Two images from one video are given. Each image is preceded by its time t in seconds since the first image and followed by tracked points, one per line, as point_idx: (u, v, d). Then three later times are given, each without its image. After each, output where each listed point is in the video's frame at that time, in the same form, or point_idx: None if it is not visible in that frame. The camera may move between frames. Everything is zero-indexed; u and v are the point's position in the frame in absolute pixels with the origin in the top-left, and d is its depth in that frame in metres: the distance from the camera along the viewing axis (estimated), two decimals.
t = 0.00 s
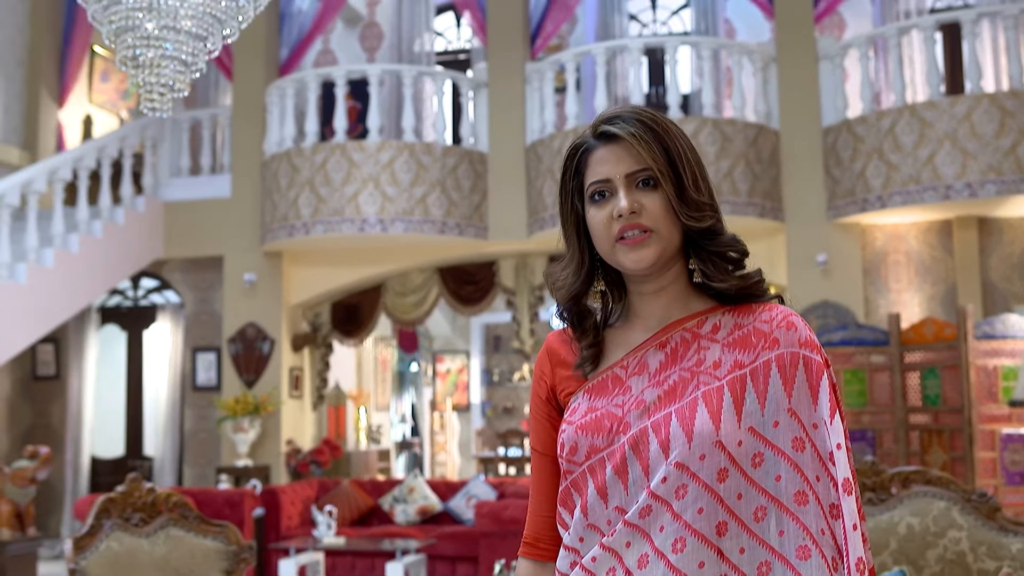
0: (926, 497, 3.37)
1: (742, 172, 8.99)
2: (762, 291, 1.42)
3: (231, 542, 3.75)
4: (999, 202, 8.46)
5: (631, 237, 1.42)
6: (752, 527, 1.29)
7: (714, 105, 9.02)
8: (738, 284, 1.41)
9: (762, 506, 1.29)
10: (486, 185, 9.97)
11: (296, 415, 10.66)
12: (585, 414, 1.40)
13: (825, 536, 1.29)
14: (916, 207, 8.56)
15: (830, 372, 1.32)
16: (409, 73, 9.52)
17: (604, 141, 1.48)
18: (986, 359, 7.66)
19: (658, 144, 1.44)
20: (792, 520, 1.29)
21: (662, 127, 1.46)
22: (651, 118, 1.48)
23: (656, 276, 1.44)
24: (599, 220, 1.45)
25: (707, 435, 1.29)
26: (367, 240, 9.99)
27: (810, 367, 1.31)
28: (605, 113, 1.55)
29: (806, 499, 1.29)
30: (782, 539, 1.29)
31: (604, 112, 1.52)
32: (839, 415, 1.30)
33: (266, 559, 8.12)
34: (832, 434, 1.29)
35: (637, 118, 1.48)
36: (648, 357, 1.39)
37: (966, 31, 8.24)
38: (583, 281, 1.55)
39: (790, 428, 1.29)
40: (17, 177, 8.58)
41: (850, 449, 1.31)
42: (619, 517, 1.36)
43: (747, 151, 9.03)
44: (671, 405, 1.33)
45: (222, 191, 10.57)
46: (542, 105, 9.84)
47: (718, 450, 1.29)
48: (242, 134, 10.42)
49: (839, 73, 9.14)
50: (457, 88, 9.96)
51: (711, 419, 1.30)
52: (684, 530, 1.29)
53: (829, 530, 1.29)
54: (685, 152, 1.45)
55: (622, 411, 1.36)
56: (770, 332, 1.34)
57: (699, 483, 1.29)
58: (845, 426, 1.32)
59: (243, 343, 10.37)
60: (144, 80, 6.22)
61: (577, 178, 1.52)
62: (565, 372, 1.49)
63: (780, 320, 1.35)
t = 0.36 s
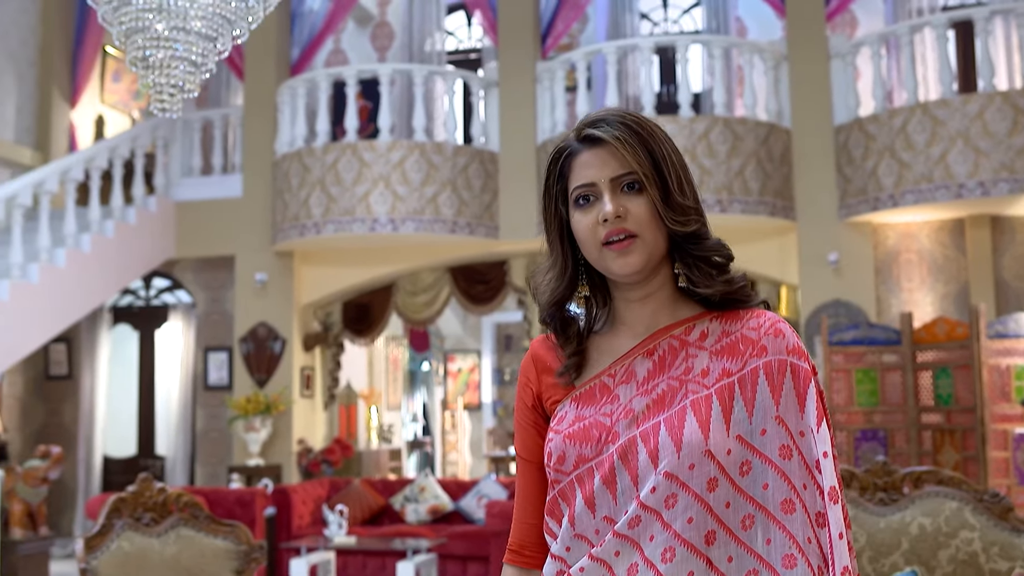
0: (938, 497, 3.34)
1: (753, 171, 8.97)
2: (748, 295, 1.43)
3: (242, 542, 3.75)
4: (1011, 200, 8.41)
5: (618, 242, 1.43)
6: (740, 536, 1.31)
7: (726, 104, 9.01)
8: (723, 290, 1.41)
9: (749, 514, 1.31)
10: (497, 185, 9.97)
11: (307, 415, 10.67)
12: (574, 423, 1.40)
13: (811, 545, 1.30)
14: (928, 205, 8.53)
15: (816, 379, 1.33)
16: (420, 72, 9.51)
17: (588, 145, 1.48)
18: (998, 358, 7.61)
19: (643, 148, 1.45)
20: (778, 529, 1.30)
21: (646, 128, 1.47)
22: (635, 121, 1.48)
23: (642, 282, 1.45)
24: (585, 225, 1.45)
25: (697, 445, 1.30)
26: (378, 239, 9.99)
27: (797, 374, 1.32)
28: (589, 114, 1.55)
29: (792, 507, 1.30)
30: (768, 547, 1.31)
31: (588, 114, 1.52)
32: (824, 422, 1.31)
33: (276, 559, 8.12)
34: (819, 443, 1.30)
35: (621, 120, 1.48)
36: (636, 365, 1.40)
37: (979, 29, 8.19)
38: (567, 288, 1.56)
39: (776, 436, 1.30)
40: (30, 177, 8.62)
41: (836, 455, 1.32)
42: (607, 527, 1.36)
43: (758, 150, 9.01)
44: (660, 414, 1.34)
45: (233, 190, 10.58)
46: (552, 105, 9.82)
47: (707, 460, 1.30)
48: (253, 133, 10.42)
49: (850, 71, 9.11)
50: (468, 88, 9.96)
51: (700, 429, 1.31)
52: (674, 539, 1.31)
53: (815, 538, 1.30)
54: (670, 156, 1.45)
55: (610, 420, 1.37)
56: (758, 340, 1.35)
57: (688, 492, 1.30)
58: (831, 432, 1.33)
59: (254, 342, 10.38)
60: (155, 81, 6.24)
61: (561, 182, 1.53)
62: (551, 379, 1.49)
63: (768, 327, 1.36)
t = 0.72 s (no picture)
0: (944, 497, 3.32)
1: (760, 169, 8.95)
2: (738, 297, 1.42)
3: (246, 541, 3.74)
4: (1019, 199, 8.38)
5: (607, 243, 1.42)
6: (735, 540, 1.30)
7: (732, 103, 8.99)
8: (714, 292, 1.41)
9: (744, 517, 1.30)
10: (503, 183, 9.96)
11: (313, 414, 10.68)
12: (566, 428, 1.39)
13: (806, 547, 1.29)
14: (936, 203, 8.50)
15: (810, 381, 1.33)
16: (426, 71, 9.51)
17: (578, 145, 1.47)
18: (1006, 357, 7.58)
19: (633, 148, 1.44)
20: (773, 532, 1.30)
21: (637, 128, 1.46)
22: (625, 121, 1.47)
23: (631, 283, 1.44)
24: (574, 226, 1.44)
25: (692, 449, 1.29)
26: (384, 238, 9.99)
27: (791, 376, 1.32)
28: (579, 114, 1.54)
29: (787, 510, 1.29)
30: (763, 550, 1.30)
31: (577, 113, 1.51)
32: (818, 424, 1.31)
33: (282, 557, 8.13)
34: (813, 445, 1.30)
35: (610, 121, 1.47)
36: (628, 368, 1.39)
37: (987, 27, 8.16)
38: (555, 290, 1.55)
39: (771, 439, 1.30)
40: (36, 176, 8.63)
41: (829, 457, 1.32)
42: (601, 533, 1.35)
43: (765, 149, 8.99)
44: (654, 418, 1.33)
45: (239, 189, 10.59)
46: (558, 103, 9.80)
47: (703, 464, 1.29)
48: (259, 132, 10.42)
49: (858, 69, 9.07)
50: (474, 86, 9.94)
51: (696, 433, 1.30)
52: (670, 544, 1.30)
53: (809, 541, 1.30)
54: (661, 157, 1.44)
55: (604, 425, 1.35)
56: (751, 342, 1.34)
57: (684, 497, 1.29)
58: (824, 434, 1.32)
59: (261, 341, 10.38)
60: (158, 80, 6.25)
61: (551, 183, 1.52)
62: (540, 384, 1.48)
63: (761, 329, 1.35)
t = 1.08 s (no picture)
0: (946, 496, 3.31)
1: (762, 168, 8.94)
2: (722, 297, 1.41)
3: (246, 540, 3.74)
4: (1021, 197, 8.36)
5: (589, 243, 1.41)
6: (718, 543, 1.29)
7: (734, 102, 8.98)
8: (697, 292, 1.40)
9: (728, 520, 1.29)
10: (505, 182, 9.95)
11: (315, 413, 10.67)
12: (548, 430, 1.37)
13: (790, 550, 1.29)
14: (938, 202, 8.48)
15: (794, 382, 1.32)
16: (428, 70, 9.52)
17: (561, 144, 1.46)
18: (1009, 355, 7.56)
19: (616, 147, 1.42)
20: (757, 535, 1.29)
21: (620, 126, 1.44)
22: (609, 119, 1.45)
23: (615, 282, 1.43)
24: (558, 225, 1.43)
25: (675, 452, 1.28)
26: (385, 237, 9.98)
27: (774, 378, 1.31)
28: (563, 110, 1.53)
29: (771, 513, 1.28)
30: (746, 553, 1.29)
31: (561, 112, 1.50)
32: (802, 426, 1.30)
33: (284, 556, 8.12)
34: (796, 448, 1.29)
35: (594, 119, 1.46)
36: (611, 369, 1.37)
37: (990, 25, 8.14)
38: (539, 291, 1.55)
39: (755, 441, 1.29)
40: (38, 176, 8.63)
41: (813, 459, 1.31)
42: (584, 536, 1.34)
43: (767, 147, 8.98)
44: (637, 421, 1.31)
45: (241, 188, 10.58)
46: (560, 102, 9.79)
47: (687, 467, 1.28)
48: (261, 131, 10.42)
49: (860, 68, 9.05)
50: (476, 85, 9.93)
51: (679, 435, 1.28)
52: (654, 548, 1.28)
53: (793, 544, 1.29)
54: (645, 155, 1.43)
55: (587, 427, 1.34)
56: (735, 343, 1.33)
57: (667, 500, 1.28)
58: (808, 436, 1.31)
59: (263, 340, 10.38)
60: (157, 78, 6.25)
61: (534, 181, 1.50)
62: (523, 385, 1.47)
63: (745, 330, 1.34)
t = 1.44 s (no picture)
0: (949, 497, 3.30)
1: (765, 168, 8.93)
2: (711, 299, 1.41)
3: (247, 541, 3.73)
4: None
5: (578, 244, 1.40)
6: (713, 545, 1.28)
7: (737, 102, 8.96)
8: (687, 293, 1.39)
9: (722, 522, 1.28)
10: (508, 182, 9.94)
11: (319, 413, 10.66)
12: (541, 434, 1.36)
13: (784, 552, 1.28)
14: (942, 201, 8.46)
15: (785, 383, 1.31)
16: (431, 70, 9.51)
17: (549, 145, 1.45)
18: (1013, 355, 7.55)
19: (604, 147, 1.42)
20: (751, 537, 1.28)
21: (608, 127, 1.44)
22: (597, 119, 1.45)
23: (603, 283, 1.42)
24: (546, 227, 1.42)
25: (669, 456, 1.27)
26: (388, 237, 9.97)
27: (767, 380, 1.30)
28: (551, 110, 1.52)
29: (765, 515, 1.28)
30: (741, 555, 1.28)
31: (548, 113, 1.49)
32: (795, 428, 1.29)
33: (287, 557, 8.11)
34: (790, 449, 1.28)
35: (583, 120, 1.45)
36: (603, 372, 1.36)
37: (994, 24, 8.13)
38: (527, 293, 1.53)
39: (749, 442, 1.28)
40: (41, 176, 8.63)
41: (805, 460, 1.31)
42: (578, 541, 1.32)
43: (770, 147, 8.97)
44: (631, 424, 1.30)
45: (245, 189, 10.58)
46: (563, 101, 9.78)
47: (681, 471, 1.27)
48: (264, 131, 10.42)
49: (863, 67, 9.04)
50: (479, 86, 9.92)
51: (673, 439, 1.27)
52: (649, 552, 1.27)
53: (787, 546, 1.28)
54: (633, 156, 1.42)
55: (580, 431, 1.33)
56: (727, 345, 1.32)
57: (663, 504, 1.27)
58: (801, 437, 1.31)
59: (266, 341, 10.37)
60: (157, 78, 6.24)
61: (522, 182, 1.50)
62: (513, 388, 1.46)
63: (737, 332, 1.34)
